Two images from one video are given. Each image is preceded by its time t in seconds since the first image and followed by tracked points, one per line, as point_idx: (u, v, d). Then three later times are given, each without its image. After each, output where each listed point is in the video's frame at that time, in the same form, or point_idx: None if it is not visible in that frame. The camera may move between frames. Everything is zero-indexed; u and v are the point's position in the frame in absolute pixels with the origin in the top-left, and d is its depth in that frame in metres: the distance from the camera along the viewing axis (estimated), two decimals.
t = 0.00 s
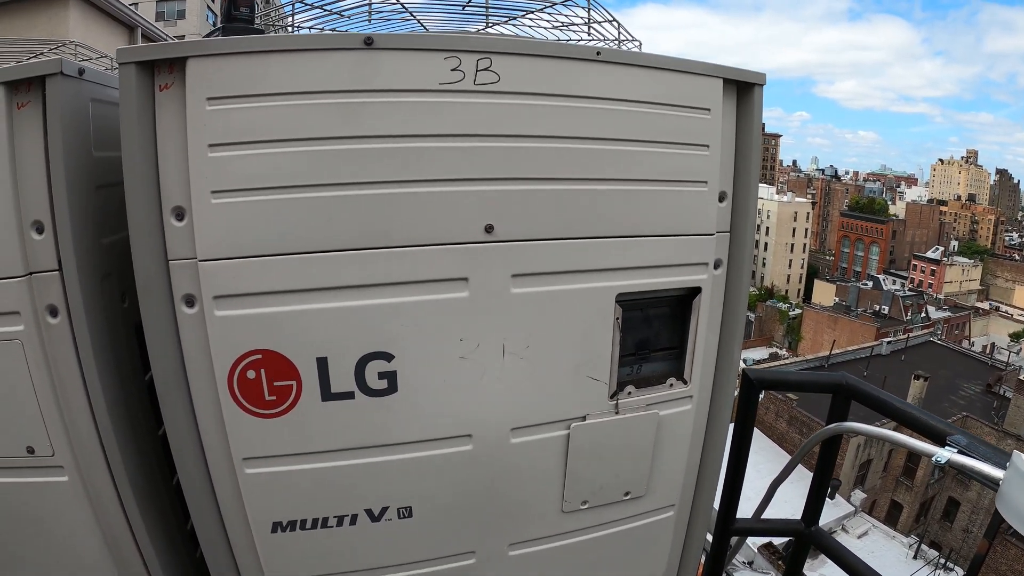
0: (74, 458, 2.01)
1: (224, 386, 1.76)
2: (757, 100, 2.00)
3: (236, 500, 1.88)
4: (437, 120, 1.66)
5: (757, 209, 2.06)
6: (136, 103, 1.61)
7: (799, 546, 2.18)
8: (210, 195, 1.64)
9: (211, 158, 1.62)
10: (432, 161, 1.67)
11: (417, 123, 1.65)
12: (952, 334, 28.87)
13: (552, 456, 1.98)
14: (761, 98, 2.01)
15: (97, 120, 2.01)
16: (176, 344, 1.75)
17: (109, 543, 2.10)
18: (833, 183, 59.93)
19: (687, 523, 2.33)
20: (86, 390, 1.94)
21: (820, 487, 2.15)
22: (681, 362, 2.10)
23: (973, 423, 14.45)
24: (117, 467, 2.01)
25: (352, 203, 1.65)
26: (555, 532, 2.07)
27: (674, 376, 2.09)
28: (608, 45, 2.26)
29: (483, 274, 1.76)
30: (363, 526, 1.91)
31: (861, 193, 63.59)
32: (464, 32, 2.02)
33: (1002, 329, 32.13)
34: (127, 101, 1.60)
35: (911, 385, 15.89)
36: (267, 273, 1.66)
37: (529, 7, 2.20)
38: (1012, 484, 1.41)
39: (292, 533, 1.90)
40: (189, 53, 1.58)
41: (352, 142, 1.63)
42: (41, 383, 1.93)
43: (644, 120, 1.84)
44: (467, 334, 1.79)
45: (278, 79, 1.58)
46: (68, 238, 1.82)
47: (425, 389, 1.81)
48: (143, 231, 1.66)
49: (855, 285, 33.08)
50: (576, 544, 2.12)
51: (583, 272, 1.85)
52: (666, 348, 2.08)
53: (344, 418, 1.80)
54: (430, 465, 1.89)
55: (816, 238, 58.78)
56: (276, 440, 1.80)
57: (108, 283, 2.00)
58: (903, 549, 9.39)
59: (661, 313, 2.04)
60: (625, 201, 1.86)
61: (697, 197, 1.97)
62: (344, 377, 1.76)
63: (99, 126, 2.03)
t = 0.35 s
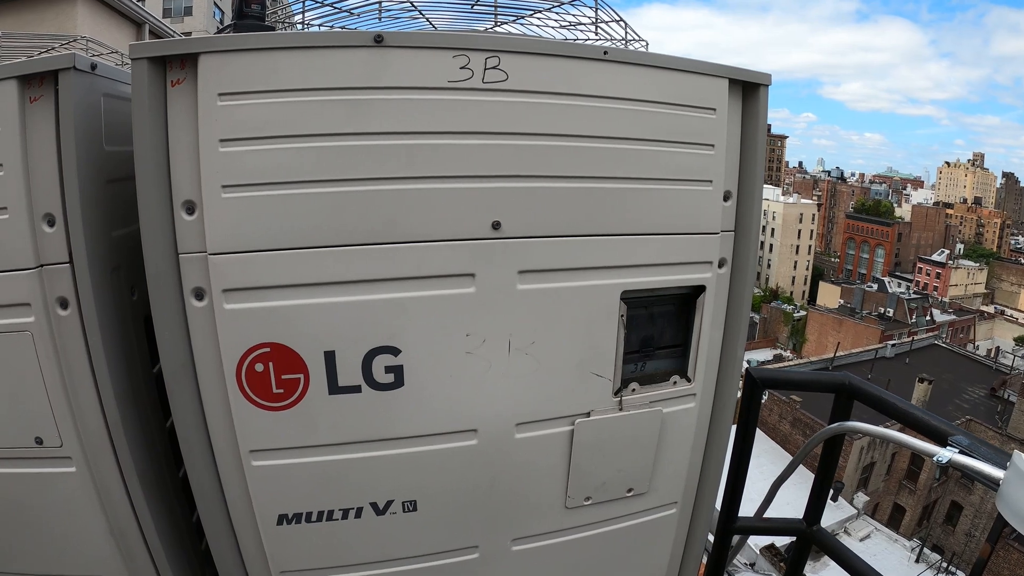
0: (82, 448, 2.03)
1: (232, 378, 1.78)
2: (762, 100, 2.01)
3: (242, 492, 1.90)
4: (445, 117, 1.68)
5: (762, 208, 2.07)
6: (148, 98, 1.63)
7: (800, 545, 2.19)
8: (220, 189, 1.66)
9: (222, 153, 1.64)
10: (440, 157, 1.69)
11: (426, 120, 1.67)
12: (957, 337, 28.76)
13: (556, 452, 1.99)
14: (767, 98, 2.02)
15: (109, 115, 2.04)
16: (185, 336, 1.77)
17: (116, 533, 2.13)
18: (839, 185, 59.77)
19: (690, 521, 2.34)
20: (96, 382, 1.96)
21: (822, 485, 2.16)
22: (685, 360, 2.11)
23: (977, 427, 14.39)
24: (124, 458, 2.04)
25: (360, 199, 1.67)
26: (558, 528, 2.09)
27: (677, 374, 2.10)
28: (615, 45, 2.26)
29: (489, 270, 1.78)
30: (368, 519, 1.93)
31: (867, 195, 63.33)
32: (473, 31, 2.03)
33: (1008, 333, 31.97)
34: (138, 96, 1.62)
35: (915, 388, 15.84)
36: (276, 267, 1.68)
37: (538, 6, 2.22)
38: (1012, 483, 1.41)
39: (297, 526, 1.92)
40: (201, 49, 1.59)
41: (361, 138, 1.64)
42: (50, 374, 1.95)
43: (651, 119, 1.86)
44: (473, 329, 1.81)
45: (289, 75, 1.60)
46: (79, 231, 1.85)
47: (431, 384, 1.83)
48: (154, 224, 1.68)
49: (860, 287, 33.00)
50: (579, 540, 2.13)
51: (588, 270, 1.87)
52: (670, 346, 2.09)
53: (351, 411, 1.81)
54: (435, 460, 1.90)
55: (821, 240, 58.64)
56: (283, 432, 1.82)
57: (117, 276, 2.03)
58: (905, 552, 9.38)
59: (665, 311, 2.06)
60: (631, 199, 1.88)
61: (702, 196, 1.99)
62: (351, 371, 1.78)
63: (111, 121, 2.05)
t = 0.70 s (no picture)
0: (85, 445, 2.04)
1: (234, 376, 1.79)
2: (764, 101, 2.01)
3: (244, 490, 1.91)
4: (448, 117, 1.68)
5: (763, 209, 2.07)
6: (151, 97, 1.64)
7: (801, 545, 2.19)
8: (224, 188, 1.66)
9: (225, 152, 1.65)
10: (443, 157, 1.69)
11: (429, 120, 1.67)
12: (960, 339, 28.69)
13: (557, 452, 1.99)
14: (768, 99, 2.02)
15: (113, 114, 2.05)
16: (187, 334, 1.77)
17: (117, 530, 2.14)
18: (842, 186, 59.68)
19: (690, 521, 2.34)
20: (99, 379, 1.97)
21: (823, 487, 2.16)
22: (687, 360, 2.11)
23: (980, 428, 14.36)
24: (126, 455, 2.04)
25: (362, 198, 1.67)
26: (558, 527, 2.09)
27: (678, 375, 2.10)
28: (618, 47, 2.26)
29: (491, 270, 1.78)
30: (368, 517, 1.94)
31: (870, 196, 63.18)
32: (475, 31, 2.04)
33: (1011, 335, 31.90)
34: (142, 96, 1.63)
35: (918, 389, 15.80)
36: (279, 266, 1.69)
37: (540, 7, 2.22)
38: (1012, 485, 1.41)
39: (298, 524, 1.93)
40: (204, 49, 1.60)
41: (363, 137, 1.65)
42: (53, 371, 1.96)
43: (652, 119, 1.86)
44: (474, 329, 1.81)
45: (292, 75, 1.61)
46: (82, 229, 1.85)
47: (432, 383, 1.83)
48: (157, 222, 1.69)
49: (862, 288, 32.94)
50: (579, 540, 2.13)
51: (590, 270, 1.87)
52: (672, 346, 2.09)
53: (352, 410, 1.82)
54: (436, 459, 1.91)
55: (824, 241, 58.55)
56: (285, 430, 1.83)
57: (120, 273, 2.03)
58: (907, 554, 9.36)
59: (667, 311, 2.06)
60: (632, 199, 1.88)
61: (704, 196, 1.99)
62: (352, 370, 1.78)
63: (114, 119, 2.06)
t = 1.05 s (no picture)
0: (82, 446, 2.03)
1: (233, 377, 1.77)
2: (766, 101, 1.99)
3: (242, 490, 1.90)
4: (448, 116, 1.67)
5: (766, 209, 2.05)
6: (150, 95, 1.62)
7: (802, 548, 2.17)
8: (222, 188, 1.65)
9: (223, 151, 1.64)
10: (443, 157, 1.68)
11: (429, 119, 1.66)
12: (961, 340, 28.66)
13: (557, 453, 1.98)
14: (770, 99, 2.01)
15: (111, 112, 2.03)
16: (185, 334, 1.76)
17: (115, 531, 2.12)
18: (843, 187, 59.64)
19: (691, 523, 2.33)
20: (97, 379, 1.96)
21: (825, 489, 2.15)
22: (688, 361, 2.09)
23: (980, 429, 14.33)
24: (124, 455, 2.03)
25: (362, 197, 1.66)
26: (558, 529, 2.08)
27: (679, 376, 2.09)
28: (619, 45, 2.25)
29: (491, 270, 1.77)
30: (367, 518, 1.92)
31: (871, 197, 63.10)
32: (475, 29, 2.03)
33: (1012, 336, 31.86)
34: (140, 94, 1.62)
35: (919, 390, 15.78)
36: (277, 266, 1.67)
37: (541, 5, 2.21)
38: (1016, 487, 1.40)
39: (297, 525, 1.92)
40: (203, 47, 1.59)
41: (363, 137, 1.64)
42: (51, 371, 1.95)
43: (654, 119, 1.85)
44: (474, 329, 1.80)
45: (291, 74, 1.59)
46: (80, 228, 1.84)
47: (431, 384, 1.82)
48: (155, 221, 1.68)
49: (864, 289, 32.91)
50: (579, 542, 2.12)
51: (591, 270, 1.86)
52: (674, 347, 2.08)
53: (351, 411, 1.81)
54: (435, 460, 1.90)
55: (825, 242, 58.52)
56: (283, 431, 1.82)
57: (119, 273, 2.02)
58: (908, 555, 9.34)
59: (668, 312, 2.04)
60: (633, 199, 1.87)
61: (706, 196, 1.97)
62: (351, 370, 1.77)
63: (113, 118, 2.05)
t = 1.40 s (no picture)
0: (80, 445, 2.02)
1: (231, 376, 1.76)
2: (767, 99, 1.98)
3: (240, 490, 1.89)
4: (447, 114, 1.66)
5: (767, 208, 2.04)
6: (147, 93, 1.61)
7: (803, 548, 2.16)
8: (220, 186, 1.64)
9: (221, 149, 1.63)
10: (442, 155, 1.67)
11: (428, 117, 1.65)
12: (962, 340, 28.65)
13: (556, 453, 1.97)
14: (771, 98, 1.99)
15: (109, 111, 2.02)
16: (183, 333, 1.75)
17: (113, 530, 2.12)
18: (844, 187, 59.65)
19: (691, 523, 2.31)
20: (95, 378, 1.95)
21: (826, 488, 2.13)
22: (688, 361, 2.08)
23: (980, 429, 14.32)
24: (122, 455, 2.02)
25: (360, 196, 1.65)
26: (558, 529, 2.07)
27: (680, 376, 2.08)
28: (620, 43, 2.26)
29: (490, 269, 1.76)
30: (366, 518, 1.92)
31: (872, 197, 63.06)
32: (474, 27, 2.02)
33: (1012, 336, 31.85)
34: (138, 92, 1.61)
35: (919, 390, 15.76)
36: (275, 265, 1.66)
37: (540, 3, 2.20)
38: (1017, 488, 1.39)
39: (296, 525, 1.91)
40: (201, 45, 1.58)
41: (361, 135, 1.63)
42: (49, 370, 1.94)
43: (654, 118, 1.84)
44: (473, 329, 1.79)
45: (289, 71, 1.58)
46: (77, 226, 1.83)
47: (431, 384, 1.81)
48: (152, 220, 1.67)
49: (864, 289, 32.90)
50: (579, 542, 2.11)
51: (591, 269, 1.85)
52: (674, 347, 2.07)
53: (349, 410, 1.80)
54: (434, 460, 1.89)
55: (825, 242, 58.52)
56: (282, 430, 1.81)
57: (117, 271, 2.01)
58: (908, 555, 9.33)
59: (668, 312, 2.03)
60: (633, 198, 1.86)
61: (706, 195, 1.96)
62: (350, 369, 1.76)
63: (111, 116, 2.04)
